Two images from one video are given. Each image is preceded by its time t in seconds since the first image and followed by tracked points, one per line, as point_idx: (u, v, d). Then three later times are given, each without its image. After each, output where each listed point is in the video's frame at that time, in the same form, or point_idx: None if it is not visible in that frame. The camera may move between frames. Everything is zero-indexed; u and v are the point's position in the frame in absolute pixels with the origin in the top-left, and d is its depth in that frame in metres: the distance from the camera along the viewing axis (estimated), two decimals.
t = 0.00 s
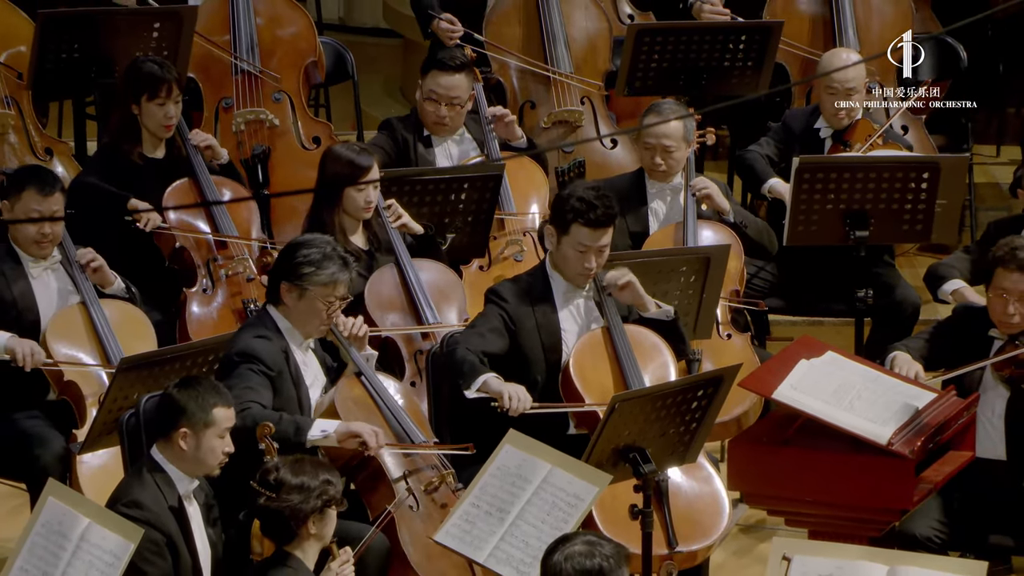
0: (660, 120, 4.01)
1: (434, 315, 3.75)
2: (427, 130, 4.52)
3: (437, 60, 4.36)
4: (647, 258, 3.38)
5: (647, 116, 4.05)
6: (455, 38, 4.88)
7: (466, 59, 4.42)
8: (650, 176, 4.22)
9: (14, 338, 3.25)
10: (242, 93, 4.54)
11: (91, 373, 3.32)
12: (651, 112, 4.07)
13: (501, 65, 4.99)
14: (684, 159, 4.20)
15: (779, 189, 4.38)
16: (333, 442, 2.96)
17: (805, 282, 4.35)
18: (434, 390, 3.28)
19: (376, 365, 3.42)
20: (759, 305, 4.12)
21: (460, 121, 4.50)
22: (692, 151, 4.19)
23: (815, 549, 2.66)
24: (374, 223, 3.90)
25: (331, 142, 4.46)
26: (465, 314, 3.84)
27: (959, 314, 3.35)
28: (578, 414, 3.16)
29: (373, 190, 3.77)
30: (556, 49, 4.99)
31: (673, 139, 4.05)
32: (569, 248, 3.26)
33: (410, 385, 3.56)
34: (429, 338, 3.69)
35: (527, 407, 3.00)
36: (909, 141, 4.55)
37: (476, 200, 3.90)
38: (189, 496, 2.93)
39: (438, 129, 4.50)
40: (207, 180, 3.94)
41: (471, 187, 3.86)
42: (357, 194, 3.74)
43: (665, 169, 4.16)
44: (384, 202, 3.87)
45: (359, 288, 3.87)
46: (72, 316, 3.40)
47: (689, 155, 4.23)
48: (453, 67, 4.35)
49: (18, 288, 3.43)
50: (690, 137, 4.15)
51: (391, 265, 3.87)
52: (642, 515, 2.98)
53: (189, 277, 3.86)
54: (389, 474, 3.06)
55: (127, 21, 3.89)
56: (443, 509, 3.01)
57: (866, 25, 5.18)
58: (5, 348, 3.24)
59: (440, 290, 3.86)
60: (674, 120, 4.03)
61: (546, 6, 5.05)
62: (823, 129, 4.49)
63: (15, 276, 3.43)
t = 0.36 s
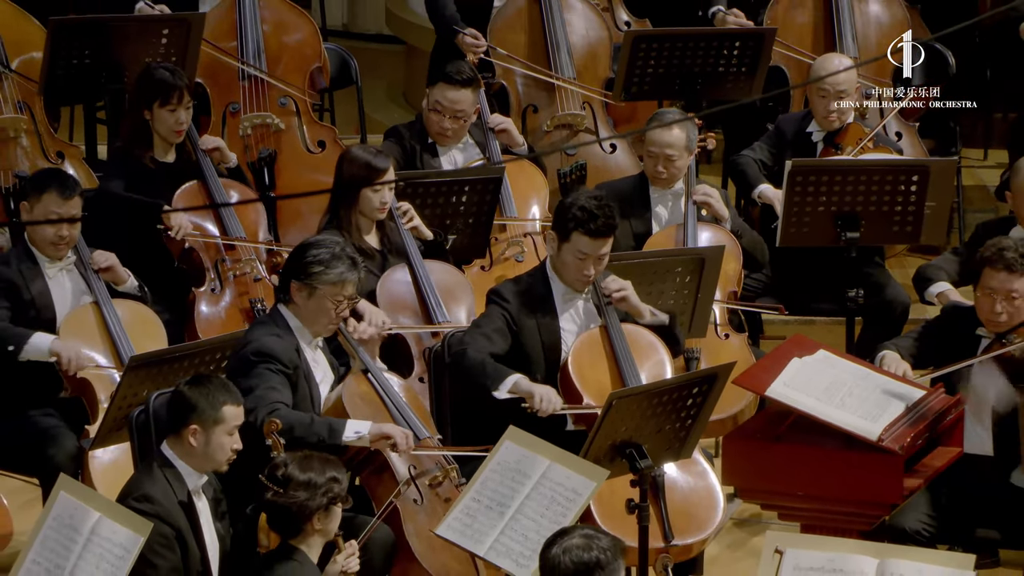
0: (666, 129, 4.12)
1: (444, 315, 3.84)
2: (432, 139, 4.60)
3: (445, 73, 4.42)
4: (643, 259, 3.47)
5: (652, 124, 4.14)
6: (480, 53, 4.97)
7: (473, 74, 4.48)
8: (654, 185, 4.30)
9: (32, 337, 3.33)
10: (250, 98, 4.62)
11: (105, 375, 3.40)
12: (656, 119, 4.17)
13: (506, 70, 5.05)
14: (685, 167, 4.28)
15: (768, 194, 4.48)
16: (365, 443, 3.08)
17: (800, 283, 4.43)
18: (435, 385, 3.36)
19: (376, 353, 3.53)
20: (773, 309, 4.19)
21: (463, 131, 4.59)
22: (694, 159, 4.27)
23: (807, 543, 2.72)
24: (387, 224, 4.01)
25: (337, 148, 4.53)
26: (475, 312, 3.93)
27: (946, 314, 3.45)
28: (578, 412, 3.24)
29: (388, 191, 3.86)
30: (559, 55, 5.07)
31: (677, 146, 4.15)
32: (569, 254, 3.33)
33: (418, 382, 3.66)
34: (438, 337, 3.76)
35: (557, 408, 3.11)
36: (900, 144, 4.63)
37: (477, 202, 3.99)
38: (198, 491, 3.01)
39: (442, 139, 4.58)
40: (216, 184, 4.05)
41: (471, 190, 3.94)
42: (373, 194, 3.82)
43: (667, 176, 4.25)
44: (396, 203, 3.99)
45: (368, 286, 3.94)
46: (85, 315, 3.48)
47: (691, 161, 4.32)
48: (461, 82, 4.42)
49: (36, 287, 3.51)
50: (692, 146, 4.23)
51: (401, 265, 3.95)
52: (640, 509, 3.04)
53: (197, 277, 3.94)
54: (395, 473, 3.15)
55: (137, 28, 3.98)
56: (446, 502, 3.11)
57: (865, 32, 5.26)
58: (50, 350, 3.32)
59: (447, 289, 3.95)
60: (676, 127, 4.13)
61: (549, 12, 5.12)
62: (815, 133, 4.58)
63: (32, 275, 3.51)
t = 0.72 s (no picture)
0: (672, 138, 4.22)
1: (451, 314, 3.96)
2: (437, 145, 4.69)
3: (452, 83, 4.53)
4: (640, 259, 3.56)
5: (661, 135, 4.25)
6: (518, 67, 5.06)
7: (479, 84, 4.59)
8: (660, 194, 4.40)
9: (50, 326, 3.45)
10: (257, 102, 4.71)
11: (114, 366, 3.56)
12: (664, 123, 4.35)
13: (513, 75, 5.11)
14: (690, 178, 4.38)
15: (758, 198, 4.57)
16: (386, 439, 3.19)
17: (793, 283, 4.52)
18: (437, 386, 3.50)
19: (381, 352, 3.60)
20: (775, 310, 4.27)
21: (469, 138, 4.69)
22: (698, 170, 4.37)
23: (800, 536, 2.80)
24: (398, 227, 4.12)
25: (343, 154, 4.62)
26: (481, 312, 4.01)
27: (935, 314, 3.54)
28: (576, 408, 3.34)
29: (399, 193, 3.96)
30: (563, 62, 5.17)
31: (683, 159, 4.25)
32: (570, 263, 3.41)
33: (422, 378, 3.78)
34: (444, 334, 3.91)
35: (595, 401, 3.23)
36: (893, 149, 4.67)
37: (478, 204, 4.07)
38: (206, 486, 3.10)
39: (447, 146, 4.67)
40: (223, 187, 4.15)
41: (473, 192, 4.03)
42: (384, 196, 3.92)
43: (672, 184, 4.35)
44: (407, 204, 4.08)
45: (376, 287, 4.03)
46: (99, 312, 3.59)
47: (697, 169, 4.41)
48: (468, 92, 4.52)
49: (57, 285, 3.60)
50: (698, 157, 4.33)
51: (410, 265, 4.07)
52: (635, 503, 3.13)
53: (204, 277, 4.04)
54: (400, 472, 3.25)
55: (148, 35, 4.08)
56: (449, 497, 3.24)
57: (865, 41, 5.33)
58: (93, 341, 3.42)
59: (453, 287, 4.05)
60: (682, 138, 4.25)
61: (554, 20, 5.22)
62: (806, 137, 4.67)
63: (55, 274, 3.59)
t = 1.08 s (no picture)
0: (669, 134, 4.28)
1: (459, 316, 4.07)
2: (440, 149, 4.84)
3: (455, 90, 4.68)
4: (637, 259, 3.66)
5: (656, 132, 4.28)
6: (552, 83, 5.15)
7: (480, 91, 4.77)
8: (656, 191, 4.46)
9: (71, 324, 3.57)
10: (264, 107, 4.82)
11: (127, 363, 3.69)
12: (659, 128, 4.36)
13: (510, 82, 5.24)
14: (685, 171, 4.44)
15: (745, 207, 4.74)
16: (413, 438, 3.33)
17: (786, 284, 4.62)
18: (439, 384, 3.64)
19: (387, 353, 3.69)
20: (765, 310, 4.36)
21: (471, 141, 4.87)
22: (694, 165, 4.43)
23: (793, 530, 2.88)
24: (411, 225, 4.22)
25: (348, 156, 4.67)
26: (487, 311, 4.14)
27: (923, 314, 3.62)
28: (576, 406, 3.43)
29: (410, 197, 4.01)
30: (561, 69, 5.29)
31: (678, 152, 4.31)
32: (570, 279, 3.49)
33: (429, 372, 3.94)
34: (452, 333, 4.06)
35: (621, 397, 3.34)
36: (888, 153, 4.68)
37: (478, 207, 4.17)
38: (214, 481, 3.19)
39: (450, 150, 4.84)
40: (232, 189, 4.29)
41: (473, 195, 4.10)
42: (395, 199, 3.98)
43: (669, 181, 4.41)
44: (420, 209, 4.16)
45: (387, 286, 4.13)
46: (113, 312, 3.71)
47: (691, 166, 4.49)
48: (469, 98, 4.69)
49: (78, 285, 3.69)
50: (691, 151, 4.39)
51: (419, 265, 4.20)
52: (632, 497, 3.22)
53: (214, 278, 4.15)
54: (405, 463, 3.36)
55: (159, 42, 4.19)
56: (450, 491, 3.32)
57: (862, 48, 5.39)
58: (131, 342, 3.57)
59: (461, 288, 4.18)
60: (678, 134, 4.31)
61: (553, 29, 5.35)
62: (797, 143, 4.82)
63: (73, 275, 3.68)
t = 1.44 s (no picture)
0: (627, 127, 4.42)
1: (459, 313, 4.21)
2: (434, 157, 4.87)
3: (440, 99, 4.78)
4: (633, 260, 3.74)
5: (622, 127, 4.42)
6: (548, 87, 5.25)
7: (466, 98, 4.82)
8: (627, 187, 4.59)
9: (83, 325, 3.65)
10: (271, 112, 4.92)
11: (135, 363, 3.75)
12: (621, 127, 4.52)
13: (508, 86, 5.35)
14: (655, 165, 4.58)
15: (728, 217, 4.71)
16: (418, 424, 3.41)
17: (775, 285, 4.71)
18: (440, 377, 3.74)
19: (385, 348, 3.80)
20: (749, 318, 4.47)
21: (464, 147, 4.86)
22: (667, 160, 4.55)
23: (785, 523, 2.95)
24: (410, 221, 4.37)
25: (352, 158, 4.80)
26: (488, 310, 4.23)
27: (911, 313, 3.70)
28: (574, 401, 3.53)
29: (406, 194, 4.19)
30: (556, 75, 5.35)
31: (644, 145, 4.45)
32: (563, 251, 3.61)
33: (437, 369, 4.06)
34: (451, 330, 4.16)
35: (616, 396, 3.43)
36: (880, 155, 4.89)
37: (479, 208, 4.23)
38: (221, 475, 3.27)
39: (444, 157, 4.85)
40: (240, 192, 4.36)
41: (474, 196, 4.19)
42: (390, 198, 4.16)
43: (638, 177, 4.54)
44: (419, 208, 4.30)
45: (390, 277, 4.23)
46: (121, 312, 3.79)
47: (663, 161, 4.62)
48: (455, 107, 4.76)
49: (83, 285, 3.78)
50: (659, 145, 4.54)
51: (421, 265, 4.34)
52: (629, 491, 3.31)
53: (222, 278, 4.25)
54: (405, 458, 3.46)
55: (167, 48, 4.29)
56: (449, 485, 3.41)
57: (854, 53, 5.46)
58: (135, 344, 3.65)
59: (461, 287, 4.29)
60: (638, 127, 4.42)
61: (547, 35, 5.41)
62: (786, 148, 4.85)
63: (79, 274, 3.78)
